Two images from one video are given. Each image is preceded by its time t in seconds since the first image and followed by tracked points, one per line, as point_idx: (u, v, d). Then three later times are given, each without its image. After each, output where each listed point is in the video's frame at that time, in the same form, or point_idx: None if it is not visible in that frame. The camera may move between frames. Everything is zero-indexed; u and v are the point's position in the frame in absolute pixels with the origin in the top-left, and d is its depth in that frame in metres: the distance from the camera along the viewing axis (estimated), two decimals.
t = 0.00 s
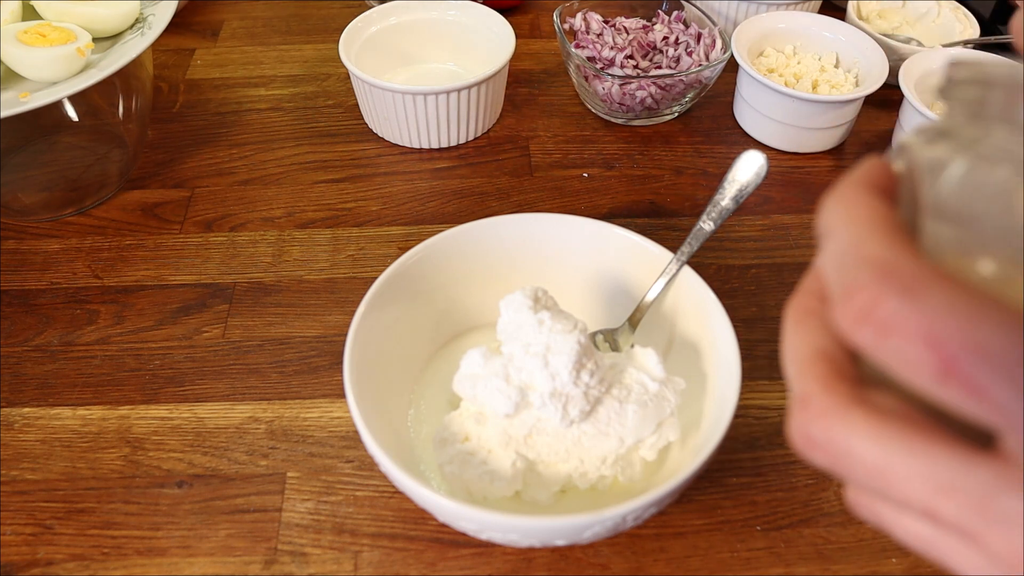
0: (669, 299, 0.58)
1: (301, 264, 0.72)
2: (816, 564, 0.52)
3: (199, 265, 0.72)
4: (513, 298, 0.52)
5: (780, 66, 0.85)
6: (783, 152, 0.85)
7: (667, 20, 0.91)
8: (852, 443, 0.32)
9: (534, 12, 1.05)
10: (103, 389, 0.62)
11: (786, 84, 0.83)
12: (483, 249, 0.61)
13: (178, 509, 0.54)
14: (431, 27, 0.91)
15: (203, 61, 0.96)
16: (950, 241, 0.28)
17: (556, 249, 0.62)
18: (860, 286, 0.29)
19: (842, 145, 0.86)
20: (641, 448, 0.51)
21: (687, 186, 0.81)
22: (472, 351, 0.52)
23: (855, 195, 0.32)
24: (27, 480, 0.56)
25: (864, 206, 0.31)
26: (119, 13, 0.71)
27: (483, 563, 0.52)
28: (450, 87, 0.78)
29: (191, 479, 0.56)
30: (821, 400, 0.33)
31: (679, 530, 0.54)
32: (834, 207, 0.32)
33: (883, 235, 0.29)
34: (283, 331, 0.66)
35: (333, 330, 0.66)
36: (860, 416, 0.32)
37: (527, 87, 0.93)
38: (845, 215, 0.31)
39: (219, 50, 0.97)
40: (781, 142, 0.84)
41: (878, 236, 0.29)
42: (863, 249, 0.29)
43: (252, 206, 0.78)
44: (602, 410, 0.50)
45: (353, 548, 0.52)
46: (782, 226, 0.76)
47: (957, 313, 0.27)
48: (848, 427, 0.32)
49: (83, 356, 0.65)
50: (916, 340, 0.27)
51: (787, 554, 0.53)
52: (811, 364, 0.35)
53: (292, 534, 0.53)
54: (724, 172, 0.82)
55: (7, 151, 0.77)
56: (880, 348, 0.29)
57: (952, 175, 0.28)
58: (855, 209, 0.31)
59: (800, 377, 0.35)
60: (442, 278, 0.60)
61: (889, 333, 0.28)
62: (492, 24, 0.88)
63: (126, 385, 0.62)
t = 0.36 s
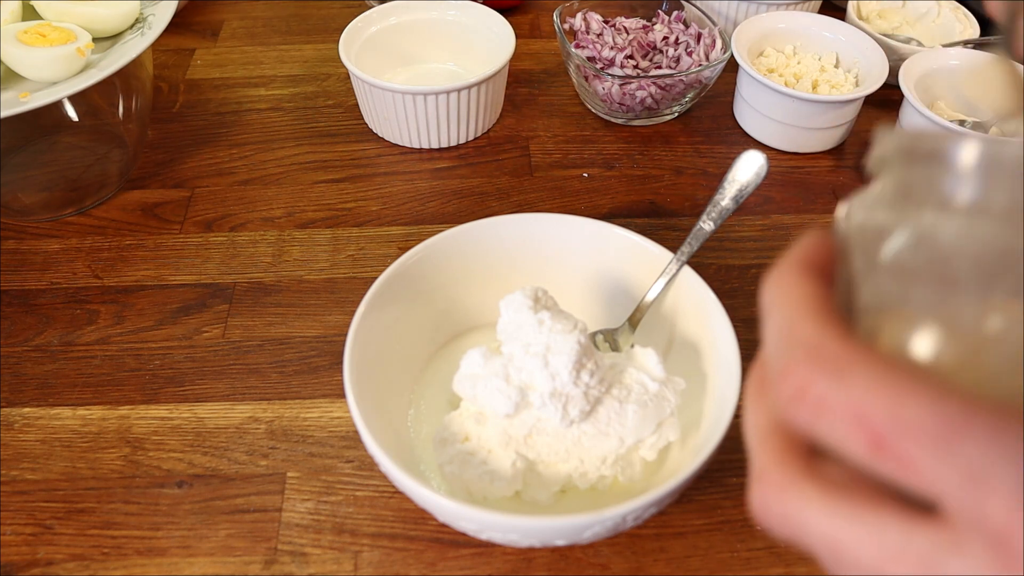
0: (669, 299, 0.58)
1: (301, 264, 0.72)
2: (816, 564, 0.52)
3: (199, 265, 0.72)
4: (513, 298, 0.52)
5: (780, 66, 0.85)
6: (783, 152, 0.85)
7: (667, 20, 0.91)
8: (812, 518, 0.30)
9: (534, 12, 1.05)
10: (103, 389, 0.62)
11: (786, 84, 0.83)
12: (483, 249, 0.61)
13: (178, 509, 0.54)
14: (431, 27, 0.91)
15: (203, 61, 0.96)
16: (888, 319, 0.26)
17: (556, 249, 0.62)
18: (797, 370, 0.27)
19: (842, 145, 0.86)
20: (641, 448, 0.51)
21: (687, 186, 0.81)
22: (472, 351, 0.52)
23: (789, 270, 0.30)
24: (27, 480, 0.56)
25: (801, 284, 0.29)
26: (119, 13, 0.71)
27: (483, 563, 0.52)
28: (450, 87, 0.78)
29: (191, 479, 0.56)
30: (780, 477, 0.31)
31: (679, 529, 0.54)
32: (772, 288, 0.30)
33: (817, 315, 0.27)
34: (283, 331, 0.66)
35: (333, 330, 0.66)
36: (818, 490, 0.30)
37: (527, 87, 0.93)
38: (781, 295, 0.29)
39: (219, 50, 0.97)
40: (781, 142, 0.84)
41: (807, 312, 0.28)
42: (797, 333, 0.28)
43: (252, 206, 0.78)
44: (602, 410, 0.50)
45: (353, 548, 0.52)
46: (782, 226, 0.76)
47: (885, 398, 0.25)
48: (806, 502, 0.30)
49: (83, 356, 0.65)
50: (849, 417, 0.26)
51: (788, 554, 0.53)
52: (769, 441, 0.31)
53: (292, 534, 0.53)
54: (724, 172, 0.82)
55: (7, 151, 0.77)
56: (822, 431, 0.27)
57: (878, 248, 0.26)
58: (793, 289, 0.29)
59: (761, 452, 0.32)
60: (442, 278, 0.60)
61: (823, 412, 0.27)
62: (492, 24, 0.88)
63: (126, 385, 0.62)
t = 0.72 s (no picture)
0: (669, 299, 0.58)
1: (301, 264, 0.72)
2: (816, 564, 0.52)
3: (199, 265, 0.72)
4: (513, 298, 0.52)
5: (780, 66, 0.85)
6: (783, 152, 0.85)
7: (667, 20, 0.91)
8: None
9: (534, 12, 1.05)
10: (103, 389, 0.62)
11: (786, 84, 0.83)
12: (483, 249, 0.61)
13: (178, 509, 0.54)
14: (431, 27, 0.91)
15: (203, 61, 0.96)
16: (975, 430, 0.28)
17: (556, 249, 0.62)
18: (869, 493, 0.31)
19: (842, 145, 0.86)
20: (641, 448, 0.51)
21: (687, 186, 0.81)
22: (472, 351, 0.52)
23: (861, 380, 0.32)
24: (27, 480, 0.56)
25: (873, 400, 0.31)
26: (118, 13, 0.71)
27: (483, 563, 0.52)
28: (450, 87, 0.78)
29: (191, 479, 0.56)
30: None
31: (679, 529, 0.54)
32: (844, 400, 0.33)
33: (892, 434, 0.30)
34: (283, 331, 0.66)
35: (333, 330, 0.66)
36: None
37: (527, 88, 0.93)
38: (853, 412, 0.32)
39: (219, 50, 0.97)
40: (780, 142, 0.84)
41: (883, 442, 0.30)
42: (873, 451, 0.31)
43: (252, 206, 0.78)
44: (602, 410, 0.50)
45: (353, 548, 0.52)
46: (782, 226, 0.76)
47: (961, 529, 0.28)
48: None
49: (83, 356, 0.65)
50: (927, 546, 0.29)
51: (788, 554, 0.53)
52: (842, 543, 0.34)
53: (292, 534, 0.53)
54: (724, 173, 0.82)
55: (7, 151, 0.77)
56: (899, 544, 0.30)
57: (961, 362, 0.27)
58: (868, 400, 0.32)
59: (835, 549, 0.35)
60: (443, 277, 0.60)
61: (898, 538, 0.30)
62: (492, 24, 0.88)
63: (126, 385, 0.62)
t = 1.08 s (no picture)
0: (669, 299, 0.58)
1: (301, 264, 0.72)
2: (816, 564, 0.52)
3: (199, 265, 0.72)
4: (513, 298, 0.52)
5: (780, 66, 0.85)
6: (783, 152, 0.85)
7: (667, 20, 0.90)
8: None
9: (534, 12, 1.05)
10: (103, 389, 0.62)
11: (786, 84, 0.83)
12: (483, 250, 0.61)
13: (178, 509, 0.54)
14: (431, 27, 0.91)
15: (203, 60, 0.96)
16: None
17: (557, 250, 0.62)
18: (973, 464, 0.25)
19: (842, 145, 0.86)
20: (641, 448, 0.51)
21: (687, 186, 0.81)
22: (472, 351, 0.52)
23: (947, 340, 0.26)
24: (27, 480, 0.56)
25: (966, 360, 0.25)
26: (118, 13, 0.71)
27: (483, 563, 0.52)
28: (450, 87, 0.78)
29: (191, 479, 0.56)
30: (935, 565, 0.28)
31: (679, 530, 0.54)
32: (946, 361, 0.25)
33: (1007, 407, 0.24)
34: (283, 331, 0.66)
35: (333, 330, 0.66)
36: None
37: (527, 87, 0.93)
38: (943, 373, 0.25)
39: (219, 50, 0.97)
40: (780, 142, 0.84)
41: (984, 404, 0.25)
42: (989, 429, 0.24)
43: (252, 206, 0.78)
44: (602, 410, 0.50)
45: (353, 548, 0.52)
46: (782, 226, 0.76)
47: None
48: None
49: (83, 356, 0.65)
50: None
51: (788, 554, 0.53)
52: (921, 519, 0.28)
53: (292, 534, 0.53)
54: (724, 173, 0.82)
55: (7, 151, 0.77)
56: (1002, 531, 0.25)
57: None
58: (964, 361, 0.25)
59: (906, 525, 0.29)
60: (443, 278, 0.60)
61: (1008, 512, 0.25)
62: (492, 24, 0.88)
63: (126, 385, 0.62)
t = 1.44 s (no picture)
0: (669, 299, 0.58)
1: (301, 264, 0.72)
2: (816, 564, 0.52)
3: (199, 265, 0.72)
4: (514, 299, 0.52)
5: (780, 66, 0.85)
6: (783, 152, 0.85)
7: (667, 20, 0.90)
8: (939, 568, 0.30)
9: (534, 12, 1.05)
10: (103, 389, 0.62)
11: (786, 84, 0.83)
12: (483, 250, 0.61)
13: (178, 509, 0.54)
14: (431, 27, 0.91)
15: (203, 60, 0.96)
16: None
17: (557, 250, 0.62)
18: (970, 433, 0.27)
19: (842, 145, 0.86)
20: (641, 448, 0.51)
21: (687, 186, 0.81)
22: (472, 351, 0.51)
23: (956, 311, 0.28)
24: (27, 480, 0.56)
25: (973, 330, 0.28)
26: (118, 13, 0.71)
27: (483, 563, 0.52)
28: (450, 87, 0.78)
29: (191, 479, 0.56)
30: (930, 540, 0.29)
31: (679, 530, 0.54)
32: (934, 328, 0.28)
33: (996, 370, 0.27)
34: (283, 331, 0.66)
35: (333, 330, 0.66)
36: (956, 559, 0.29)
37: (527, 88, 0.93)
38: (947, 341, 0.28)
39: (219, 50, 0.97)
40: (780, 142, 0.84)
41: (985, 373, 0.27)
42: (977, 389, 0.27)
43: (252, 206, 0.78)
44: (602, 410, 0.50)
45: (353, 548, 0.52)
46: (782, 226, 0.76)
47: None
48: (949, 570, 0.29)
49: (83, 356, 0.65)
50: None
51: (788, 554, 0.53)
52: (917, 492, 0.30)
53: (292, 534, 0.53)
54: (724, 173, 0.82)
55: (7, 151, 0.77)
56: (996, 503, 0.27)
57: None
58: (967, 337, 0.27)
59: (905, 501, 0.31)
60: (443, 278, 0.60)
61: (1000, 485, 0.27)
62: (492, 24, 0.89)
63: (126, 385, 0.62)
